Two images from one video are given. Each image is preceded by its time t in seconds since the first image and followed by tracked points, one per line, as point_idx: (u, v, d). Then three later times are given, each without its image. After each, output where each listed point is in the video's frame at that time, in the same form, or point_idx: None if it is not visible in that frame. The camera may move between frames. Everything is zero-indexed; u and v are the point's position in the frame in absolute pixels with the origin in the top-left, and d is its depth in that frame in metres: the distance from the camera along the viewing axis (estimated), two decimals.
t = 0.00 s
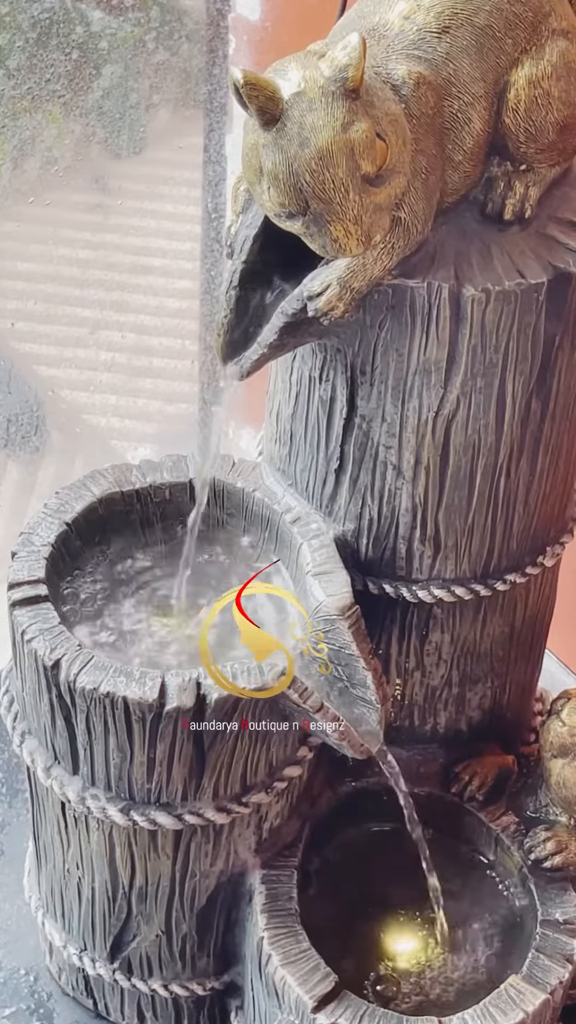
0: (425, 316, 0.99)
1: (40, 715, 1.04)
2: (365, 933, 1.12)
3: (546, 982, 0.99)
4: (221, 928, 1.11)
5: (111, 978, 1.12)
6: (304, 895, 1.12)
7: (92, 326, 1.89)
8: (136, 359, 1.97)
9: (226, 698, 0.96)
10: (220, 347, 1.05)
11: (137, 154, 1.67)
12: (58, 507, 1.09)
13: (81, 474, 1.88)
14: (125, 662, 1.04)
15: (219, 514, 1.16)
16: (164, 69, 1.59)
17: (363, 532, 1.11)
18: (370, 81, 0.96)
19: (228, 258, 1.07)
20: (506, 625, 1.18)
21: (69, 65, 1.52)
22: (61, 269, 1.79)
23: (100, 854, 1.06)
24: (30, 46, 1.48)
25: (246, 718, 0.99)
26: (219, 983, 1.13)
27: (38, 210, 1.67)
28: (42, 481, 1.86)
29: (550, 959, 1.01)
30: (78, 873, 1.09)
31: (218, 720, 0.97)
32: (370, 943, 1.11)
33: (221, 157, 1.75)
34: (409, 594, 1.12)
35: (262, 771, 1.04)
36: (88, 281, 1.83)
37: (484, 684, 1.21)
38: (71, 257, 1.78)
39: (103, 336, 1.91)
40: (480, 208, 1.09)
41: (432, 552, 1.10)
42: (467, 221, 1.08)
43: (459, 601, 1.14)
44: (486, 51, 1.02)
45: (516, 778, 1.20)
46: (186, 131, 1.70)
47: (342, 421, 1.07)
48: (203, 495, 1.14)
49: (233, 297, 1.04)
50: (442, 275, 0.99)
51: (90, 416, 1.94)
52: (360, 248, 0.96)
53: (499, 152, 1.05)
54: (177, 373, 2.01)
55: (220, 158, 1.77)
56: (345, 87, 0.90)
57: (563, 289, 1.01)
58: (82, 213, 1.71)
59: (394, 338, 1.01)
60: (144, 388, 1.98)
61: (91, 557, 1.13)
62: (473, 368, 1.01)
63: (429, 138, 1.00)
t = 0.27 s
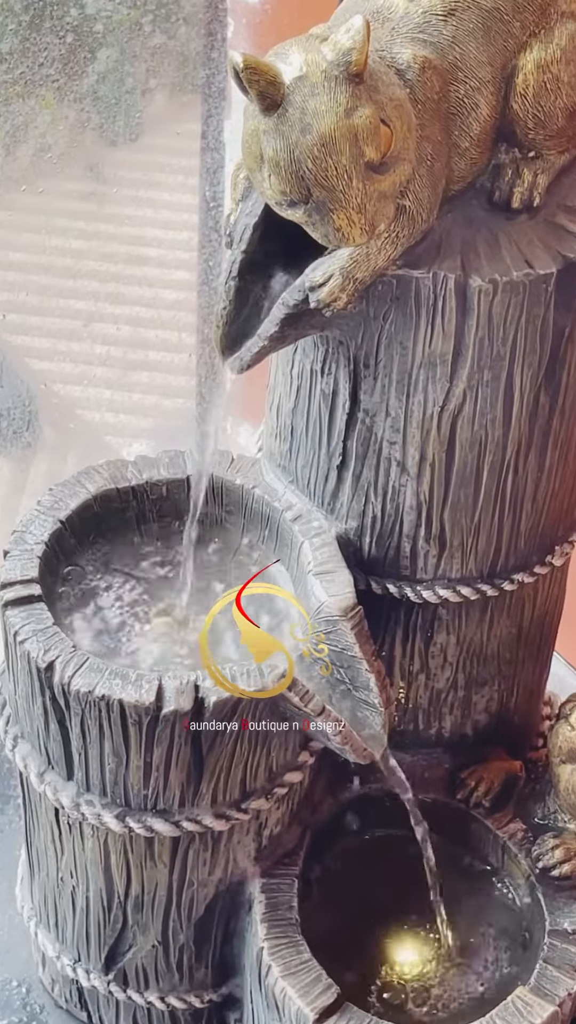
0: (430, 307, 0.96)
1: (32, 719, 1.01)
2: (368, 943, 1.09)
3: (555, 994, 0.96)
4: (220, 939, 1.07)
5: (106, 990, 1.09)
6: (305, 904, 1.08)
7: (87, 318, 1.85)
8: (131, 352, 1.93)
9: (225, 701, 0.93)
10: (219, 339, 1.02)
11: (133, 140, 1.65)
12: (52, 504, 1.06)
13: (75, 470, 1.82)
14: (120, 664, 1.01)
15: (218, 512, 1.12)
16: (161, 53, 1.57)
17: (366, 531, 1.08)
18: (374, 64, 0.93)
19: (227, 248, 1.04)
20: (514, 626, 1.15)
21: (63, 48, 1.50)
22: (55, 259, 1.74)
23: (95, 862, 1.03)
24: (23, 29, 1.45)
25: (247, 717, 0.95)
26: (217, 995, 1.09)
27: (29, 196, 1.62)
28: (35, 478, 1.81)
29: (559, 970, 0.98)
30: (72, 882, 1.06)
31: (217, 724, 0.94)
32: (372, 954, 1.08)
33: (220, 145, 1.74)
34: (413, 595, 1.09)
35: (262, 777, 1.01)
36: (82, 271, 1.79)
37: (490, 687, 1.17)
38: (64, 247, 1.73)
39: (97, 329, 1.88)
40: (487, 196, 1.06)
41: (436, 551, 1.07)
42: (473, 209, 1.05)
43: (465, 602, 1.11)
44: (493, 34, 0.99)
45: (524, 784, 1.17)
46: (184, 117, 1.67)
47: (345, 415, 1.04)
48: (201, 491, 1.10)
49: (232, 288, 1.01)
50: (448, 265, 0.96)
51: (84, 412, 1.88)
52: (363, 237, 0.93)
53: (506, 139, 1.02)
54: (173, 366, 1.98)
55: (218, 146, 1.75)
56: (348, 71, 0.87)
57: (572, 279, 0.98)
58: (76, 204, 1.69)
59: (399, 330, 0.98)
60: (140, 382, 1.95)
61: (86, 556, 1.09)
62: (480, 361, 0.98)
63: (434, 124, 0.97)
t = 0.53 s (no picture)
0: (431, 300, 0.94)
1: (23, 722, 0.98)
2: (367, 951, 1.06)
3: (559, 1003, 0.94)
4: (215, 947, 1.05)
5: (99, 1001, 1.06)
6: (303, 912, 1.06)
7: (79, 312, 1.81)
8: (125, 346, 1.87)
9: (220, 704, 0.90)
10: (215, 332, 0.99)
11: (127, 130, 1.66)
12: (43, 502, 1.04)
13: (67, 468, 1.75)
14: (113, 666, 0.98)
15: (213, 510, 1.10)
16: (155, 40, 1.61)
17: (365, 530, 1.06)
18: (372, 52, 0.91)
19: (223, 239, 1.01)
20: (516, 627, 1.12)
21: (56, 35, 1.50)
22: (47, 252, 1.72)
23: (87, 869, 1.01)
24: (14, 16, 1.46)
25: (246, 717, 0.93)
26: (213, 1004, 1.07)
27: (20, 189, 1.61)
28: (25, 476, 1.73)
29: (562, 979, 0.96)
30: (64, 889, 1.03)
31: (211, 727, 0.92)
32: (372, 962, 1.05)
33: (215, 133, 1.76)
34: (413, 595, 1.06)
35: (258, 781, 0.99)
36: (75, 265, 1.77)
37: (492, 690, 1.15)
38: (57, 240, 1.71)
39: (90, 323, 1.83)
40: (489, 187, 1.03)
41: (437, 550, 1.05)
42: (475, 200, 1.02)
43: (466, 602, 1.08)
44: (494, 21, 0.96)
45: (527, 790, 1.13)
46: (179, 107, 1.70)
47: (343, 411, 1.01)
48: (196, 488, 1.08)
49: (228, 281, 0.98)
50: (449, 257, 0.93)
51: (77, 409, 1.83)
52: (362, 229, 0.90)
53: (508, 128, 1.00)
54: (169, 361, 1.91)
55: (214, 134, 1.77)
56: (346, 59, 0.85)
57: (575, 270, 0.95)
58: (66, 189, 1.66)
59: (398, 324, 0.95)
60: (134, 378, 1.89)
61: (78, 556, 1.07)
62: (481, 356, 0.96)
63: (435, 113, 0.94)
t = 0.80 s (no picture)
0: (430, 296, 0.92)
1: (17, 724, 0.97)
2: (367, 957, 1.05)
3: (561, 1010, 0.92)
4: (213, 953, 1.03)
5: (95, 1007, 1.05)
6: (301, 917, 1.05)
7: (74, 309, 1.78)
8: (122, 343, 1.86)
9: (218, 706, 0.89)
10: (211, 328, 0.98)
11: (122, 123, 1.64)
12: (37, 501, 1.02)
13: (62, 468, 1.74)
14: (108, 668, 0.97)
15: (210, 509, 1.09)
16: (150, 32, 1.62)
17: (365, 529, 1.04)
18: (371, 44, 0.89)
19: (220, 235, 1.00)
20: (518, 628, 1.11)
21: (50, 27, 1.46)
22: (42, 247, 1.67)
23: (83, 874, 0.99)
24: (7, 9, 1.41)
25: (246, 717, 0.91)
26: (210, 1010, 1.06)
27: (13, 186, 1.57)
28: (21, 475, 1.72)
29: (565, 985, 0.94)
30: (59, 894, 1.02)
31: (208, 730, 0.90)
32: (372, 968, 1.04)
33: (213, 126, 1.78)
34: (413, 595, 1.05)
35: (256, 784, 0.97)
36: (70, 261, 1.73)
37: (494, 691, 1.13)
38: (52, 234, 1.67)
39: (86, 320, 1.80)
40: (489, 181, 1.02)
41: (437, 550, 1.03)
42: (475, 194, 1.01)
43: (467, 602, 1.07)
44: (495, 13, 0.95)
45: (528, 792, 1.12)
46: (176, 100, 1.71)
47: (342, 409, 1.00)
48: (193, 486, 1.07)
49: (224, 276, 0.97)
50: (449, 252, 0.92)
51: (73, 407, 1.81)
52: (361, 224, 0.89)
53: (509, 121, 0.99)
54: (166, 358, 1.91)
55: (211, 128, 1.78)
56: (344, 51, 0.83)
57: None
58: (63, 186, 1.63)
59: (398, 320, 0.94)
60: (130, 375, 1.88)
61: (73, 556, 1.06)
62: (482, 352, 0.94)
63: (435, 106, 0.93)
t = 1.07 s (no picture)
0: (429, 296, 0.92)
1: (17, 724, 0.97)
2: (367, 956, 1.05)
3: (561, 1010, 0.92)
4: (212, 952, 1.03)
5: (95, 1006, 1.05)
6: (301, 916, 1.05)
7: (74, 309, 1.78)
8: (122, 343, 1.87)
9: (217, 705, 0.89)
10: (210, 328, 0.98)
11: (122, 123, 1.64)
12: (36, 501, 1.02)
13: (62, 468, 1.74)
14: (108, 668, 0.97)
15: (209, 508, 1.08)
16: (150, 32, 1.61)
17: (364, 529, 1.04)
18: (370, 44, 0.89)
19: (219, 234, 1.00)
20: (518, 627, 1.11)
21: (50, 28, 1.46)
22: (42, 247, 1.67)
23: (82, 873, 0.99)
24: (7, 9, 1.41)
25: (246, 717, 0.91)
26: (210, 1010, 1.05)
27: (12, 184, 1.57)
28: (21, 475, 1.72)
29: (565, 985, 0.94)
30: (59, 894, 1.02)
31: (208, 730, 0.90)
32: (371, 967, 1.04)
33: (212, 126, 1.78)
34: (413, 595, 1.05)
35: (256, 784, 0.97)
36: (70, 261, 1.73)
37: (493, 691, 1.13)
38: (52, 234, 1.67)
39: (86, 320, 1.81)
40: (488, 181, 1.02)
41: (437, 550, 1.03)
42: (474, 194, 1.01)
43: (467, 602, 1.07)
44: (494, 13, 0.95)
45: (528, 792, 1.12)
46: (176, 100, 1.71)
47: (342, 408, 1.00)
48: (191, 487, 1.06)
49: (223, 276, 0.97)
50: (448, 252, 0.92)
51: (73, 407, 1.81)
52: (359, 223, 0.89)
53: (508, 121, 0.99)
54: (166, 358, 1.91)
55: (211, 128, 1.79)
56: (342, 51, 0.84)
57: None
58: (63, 187, 1.64)
59: (397, 319, 0.94)
60: (130, 374, 1.88)
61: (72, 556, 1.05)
62: (481, 352, 0.94)
63: (434, 106, 0.93)
